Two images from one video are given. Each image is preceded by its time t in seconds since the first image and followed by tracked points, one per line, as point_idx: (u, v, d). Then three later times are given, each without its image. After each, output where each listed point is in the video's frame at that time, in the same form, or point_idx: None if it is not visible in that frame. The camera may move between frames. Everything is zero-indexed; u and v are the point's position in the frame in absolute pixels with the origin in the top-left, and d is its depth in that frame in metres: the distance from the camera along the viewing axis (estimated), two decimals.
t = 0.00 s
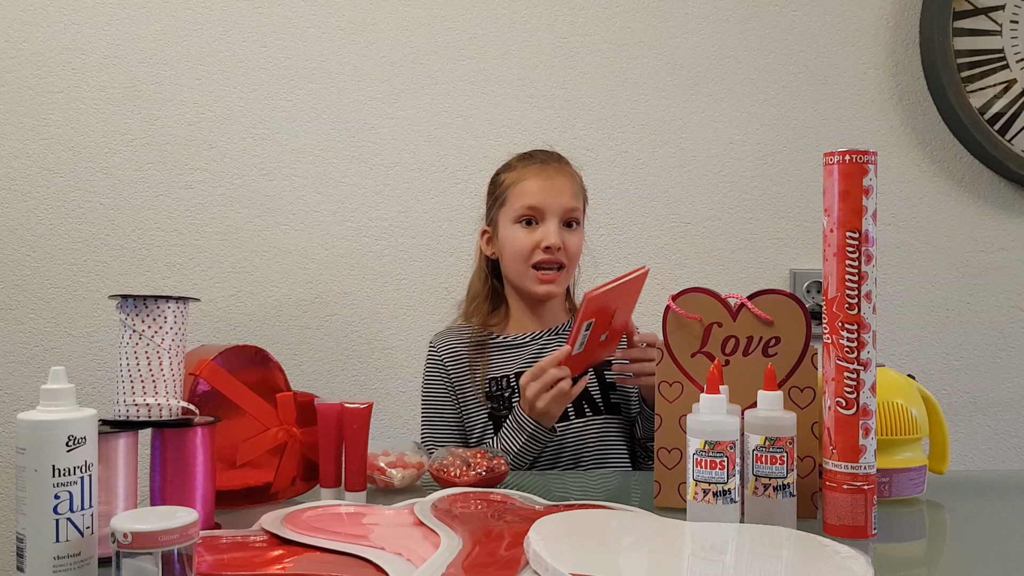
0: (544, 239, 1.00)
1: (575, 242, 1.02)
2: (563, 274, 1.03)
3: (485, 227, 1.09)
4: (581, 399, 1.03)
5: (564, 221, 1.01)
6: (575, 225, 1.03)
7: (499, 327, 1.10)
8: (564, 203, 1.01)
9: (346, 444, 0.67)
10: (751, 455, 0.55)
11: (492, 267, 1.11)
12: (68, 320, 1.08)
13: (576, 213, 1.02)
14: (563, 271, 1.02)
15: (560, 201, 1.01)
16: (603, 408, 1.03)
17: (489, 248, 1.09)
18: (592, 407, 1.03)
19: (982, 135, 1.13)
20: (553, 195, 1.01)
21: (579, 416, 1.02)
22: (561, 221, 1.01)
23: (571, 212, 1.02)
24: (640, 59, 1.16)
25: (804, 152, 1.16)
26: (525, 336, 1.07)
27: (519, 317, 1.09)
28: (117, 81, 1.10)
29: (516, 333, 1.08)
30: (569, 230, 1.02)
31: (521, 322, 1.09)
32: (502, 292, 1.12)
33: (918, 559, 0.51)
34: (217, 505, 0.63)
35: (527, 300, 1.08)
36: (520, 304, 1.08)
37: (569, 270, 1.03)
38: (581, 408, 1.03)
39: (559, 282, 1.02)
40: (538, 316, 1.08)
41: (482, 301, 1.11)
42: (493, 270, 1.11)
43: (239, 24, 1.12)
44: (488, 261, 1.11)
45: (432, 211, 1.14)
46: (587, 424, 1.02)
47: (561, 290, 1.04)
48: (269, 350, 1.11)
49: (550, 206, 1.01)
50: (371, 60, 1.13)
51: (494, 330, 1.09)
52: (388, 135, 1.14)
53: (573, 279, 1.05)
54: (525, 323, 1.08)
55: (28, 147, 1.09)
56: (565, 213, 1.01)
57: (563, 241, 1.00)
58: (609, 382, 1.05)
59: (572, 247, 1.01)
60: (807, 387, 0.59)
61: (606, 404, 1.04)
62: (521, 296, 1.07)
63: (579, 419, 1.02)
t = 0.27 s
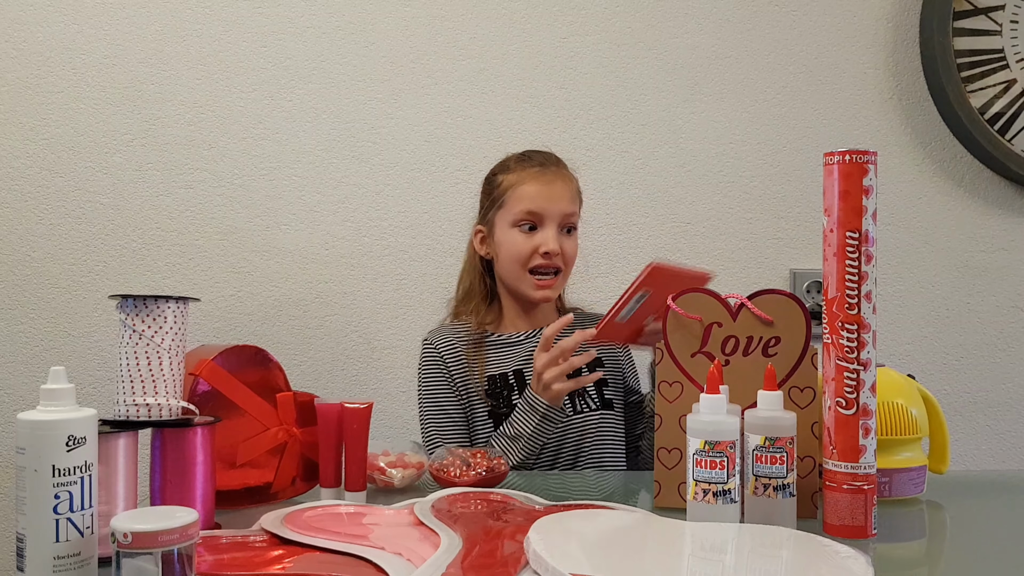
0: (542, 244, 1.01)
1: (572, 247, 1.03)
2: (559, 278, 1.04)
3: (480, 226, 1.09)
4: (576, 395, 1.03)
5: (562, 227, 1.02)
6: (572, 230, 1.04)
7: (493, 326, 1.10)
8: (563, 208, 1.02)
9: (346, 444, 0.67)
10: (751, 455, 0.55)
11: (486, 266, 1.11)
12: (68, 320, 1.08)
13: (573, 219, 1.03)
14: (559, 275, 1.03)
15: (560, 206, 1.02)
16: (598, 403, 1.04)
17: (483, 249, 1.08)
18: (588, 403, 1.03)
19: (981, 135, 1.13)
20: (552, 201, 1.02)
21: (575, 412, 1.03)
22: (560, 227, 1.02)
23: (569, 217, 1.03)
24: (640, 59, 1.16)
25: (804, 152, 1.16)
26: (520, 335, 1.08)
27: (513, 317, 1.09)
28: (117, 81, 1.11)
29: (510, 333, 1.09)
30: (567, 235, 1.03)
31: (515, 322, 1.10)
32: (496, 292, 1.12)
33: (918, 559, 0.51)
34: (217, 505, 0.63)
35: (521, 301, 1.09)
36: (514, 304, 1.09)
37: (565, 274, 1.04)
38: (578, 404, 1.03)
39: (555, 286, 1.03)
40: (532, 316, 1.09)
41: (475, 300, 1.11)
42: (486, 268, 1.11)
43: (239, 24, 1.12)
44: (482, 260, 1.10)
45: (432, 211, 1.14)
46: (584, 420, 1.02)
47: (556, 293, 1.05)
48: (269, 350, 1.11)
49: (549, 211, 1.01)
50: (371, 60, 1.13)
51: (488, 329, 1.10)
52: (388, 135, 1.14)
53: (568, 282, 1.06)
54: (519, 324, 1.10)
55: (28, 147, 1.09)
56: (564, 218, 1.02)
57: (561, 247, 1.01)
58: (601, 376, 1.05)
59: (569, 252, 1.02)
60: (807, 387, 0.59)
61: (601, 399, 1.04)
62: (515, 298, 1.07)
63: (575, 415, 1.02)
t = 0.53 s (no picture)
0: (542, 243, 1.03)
1: (573, 244, 1.04)
2: (560, 276, 1.05)
3: (481, 226, 1.10)
4: (577, 395, 1.04)
5: (562, 225, 1.03)
6: (573, 228, 1.05)
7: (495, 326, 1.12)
8: (563, 206, 1.03)
9: (346, 444, 0.67)
10: (751, 455, 0.55)
11: (489, 266, 1.13)
12: (68, 320, 1.08)
13: (574, 217, 1.04)
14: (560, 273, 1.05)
15: (559, 204, 1.03)
16: (600, 402, 1.04)
17: (485, 249, 1.10)
18: (590, 401, 1.04)
19: (981, 136, 1.13)
20: (551, 199, 1.03)
21: (575, 411, 1.03)
22: (560, 225, 1.03)
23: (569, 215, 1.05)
24: (640, 59, 1.16)
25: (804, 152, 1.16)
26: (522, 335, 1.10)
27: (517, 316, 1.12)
28: (117, 81, 1.11)
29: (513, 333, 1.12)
30: (567, 233, 1.04)
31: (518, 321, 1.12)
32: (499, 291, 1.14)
33: (918, 559, 0.51)
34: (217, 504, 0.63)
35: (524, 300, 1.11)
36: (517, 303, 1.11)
37: (566, 272, 1.06)
38: (578, 402, 1.03)
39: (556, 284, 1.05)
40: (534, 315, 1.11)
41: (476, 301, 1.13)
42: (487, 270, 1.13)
43: (239, 24, 1.12)
44: (484, 261, 1.12)
45: (432, 210, 1.14)
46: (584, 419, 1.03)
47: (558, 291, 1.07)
48: (269, 350, 1.11)
49: (549, 210, 1.03)
50: (371, 60, 1.13)
51: (492, 329, 1.12)
52: (388, 135, 1.14)
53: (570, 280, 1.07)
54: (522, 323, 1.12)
55: (28, 147, 1.09)
56: (564, 216, 1.04)
57: (562, 244, 1.03)
58: (604, 376, 1.06)
59: (570, 249, 1.04)
60: (807, 387, 0.59)
61: (603, 398, 1.04)
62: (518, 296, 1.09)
63: (576, 414, 1.03)
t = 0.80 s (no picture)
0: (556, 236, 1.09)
1: (585, 236, 1.10)
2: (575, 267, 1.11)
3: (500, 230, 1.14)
4: (598, 399, 1.08)
5: (573, 217, 1.09)
6: (585, 220, 1.10)
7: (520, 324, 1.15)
8: (572, 199, 1.09)
9: (346, 444, 0.67)
10: (751, 455, 0.55)
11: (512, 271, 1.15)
12: (68, 320, 1.08)
13: (584, 208, 1.10)
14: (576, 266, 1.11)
15: (569, 197, 1.09)
16: (621, 408, 1.08)
17: (506, 251, 1.13)
18: (610, 408, 1.08)
19: (982, 136, 1.13)
20: (561, 193, 1.09)
21: (595, 417, 1.07)
22: (571, 217, 1.09)
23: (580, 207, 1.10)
24: (639, 59, 1.16)
25: (804, 152, 1.16)
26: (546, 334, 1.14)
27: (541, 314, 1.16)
28: (116, 81, 1.11)
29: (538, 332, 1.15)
30: (580, 225, 1.10)
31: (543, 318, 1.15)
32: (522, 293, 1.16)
33: (918, 559, 0.51)
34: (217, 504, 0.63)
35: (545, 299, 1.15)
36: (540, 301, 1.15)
37: (582, 264, 1.11)
38: (599, 409, 1.07)
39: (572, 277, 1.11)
40: (557, 313, 1.15)
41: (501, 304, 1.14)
42: (511, 274, 1.14)
43: (238, 24, 1.12)
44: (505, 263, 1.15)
45: (432, 210, 1.14)
46: (605, 424, 1.06)
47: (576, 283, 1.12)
48: (269, 350, 1.11)
49: (559, 203, 1.09)
50: (371, 60, 1.13)
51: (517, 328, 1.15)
52: (388, 134, 1.14)
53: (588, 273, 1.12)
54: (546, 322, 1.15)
55: (27, 147, 1.09)
56: (574, 208, 1.09)
57: (572, 236, 1.09)
58: (627, 380, 1.10)
59: (583, 240, 1.09)
60: (807, 387, 0.59)
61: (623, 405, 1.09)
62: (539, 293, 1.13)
63: (597, 419, 1.06)
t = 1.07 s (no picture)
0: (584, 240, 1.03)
1: (618, 239, 1.03)
2: (607, 273, 1.04)
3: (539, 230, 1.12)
4: (619, 407, 1.03)
5: (604, 220, 1.03)
6: (618, 223, 1.04)
7: (553, 326, 1.13)
8: (605, 201, 1.03)
9: (346, 444, 0.67)
10: (751, 455, 0.55)
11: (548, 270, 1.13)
12: (68, 320, 1.08)
13: (617, 211, 1.03)
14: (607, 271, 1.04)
15: (600, 199, 1.03)
16: (643, 418, 1.02)
17: (542, 251, 1.11)
18: (631, 417, 1.02)
19: (982, 136, 1.13)
20: (592, 195, 1.03)
21: (613, 424, 1.02)
22: (602, 220, 1.03)
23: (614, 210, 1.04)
24: (640, 60, 1.16)
25: (804, 152, 1.16)
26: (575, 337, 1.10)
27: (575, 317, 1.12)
28: (117, 81, 1.11)
29: (568, 333, 1.11)
30: (612, 228, 1.03)
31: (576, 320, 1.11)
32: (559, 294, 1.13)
33: (918, 559, 0.51)
34: (217, 505, 0.63)
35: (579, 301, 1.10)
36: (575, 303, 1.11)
37: (614, 269, 1.04)
38: (618, 416, 1.02)
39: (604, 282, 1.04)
40: (591, 316, 1.11)
41: (536, 303, 1.14)
42: (548, 273, 1.13)
43: (239, 24, 1.12)
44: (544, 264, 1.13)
45: (432, 210, 1.14)
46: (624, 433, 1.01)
47: (609, 289, 1.05)
48: (269, 350, 1.11)
49: (589, 206, 1.03)
50: (371, 60, 1.13)
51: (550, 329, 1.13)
52: (388, 134, 1.14)
53: (621, 278, 1.06)
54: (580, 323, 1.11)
55: (27, 147, 1.09)
56: (606, 211, 1.03)
57: (604, 240, 1.02)
58: (652, 391, 1.04)
59: (614, 244, 1.03)
60: (807, 387, 0.59)
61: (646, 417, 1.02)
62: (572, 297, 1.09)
63: (617, 427, 1.01)
